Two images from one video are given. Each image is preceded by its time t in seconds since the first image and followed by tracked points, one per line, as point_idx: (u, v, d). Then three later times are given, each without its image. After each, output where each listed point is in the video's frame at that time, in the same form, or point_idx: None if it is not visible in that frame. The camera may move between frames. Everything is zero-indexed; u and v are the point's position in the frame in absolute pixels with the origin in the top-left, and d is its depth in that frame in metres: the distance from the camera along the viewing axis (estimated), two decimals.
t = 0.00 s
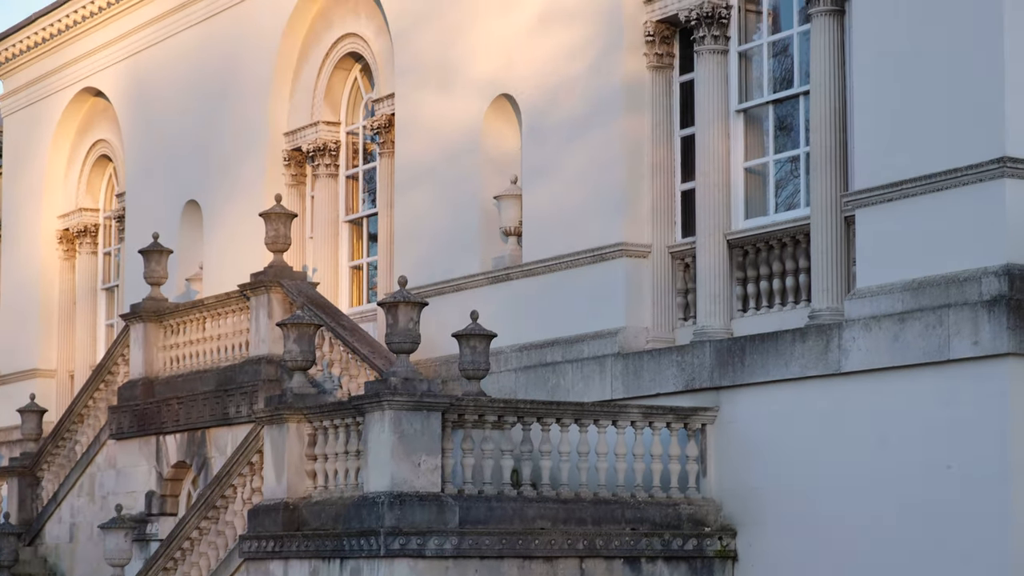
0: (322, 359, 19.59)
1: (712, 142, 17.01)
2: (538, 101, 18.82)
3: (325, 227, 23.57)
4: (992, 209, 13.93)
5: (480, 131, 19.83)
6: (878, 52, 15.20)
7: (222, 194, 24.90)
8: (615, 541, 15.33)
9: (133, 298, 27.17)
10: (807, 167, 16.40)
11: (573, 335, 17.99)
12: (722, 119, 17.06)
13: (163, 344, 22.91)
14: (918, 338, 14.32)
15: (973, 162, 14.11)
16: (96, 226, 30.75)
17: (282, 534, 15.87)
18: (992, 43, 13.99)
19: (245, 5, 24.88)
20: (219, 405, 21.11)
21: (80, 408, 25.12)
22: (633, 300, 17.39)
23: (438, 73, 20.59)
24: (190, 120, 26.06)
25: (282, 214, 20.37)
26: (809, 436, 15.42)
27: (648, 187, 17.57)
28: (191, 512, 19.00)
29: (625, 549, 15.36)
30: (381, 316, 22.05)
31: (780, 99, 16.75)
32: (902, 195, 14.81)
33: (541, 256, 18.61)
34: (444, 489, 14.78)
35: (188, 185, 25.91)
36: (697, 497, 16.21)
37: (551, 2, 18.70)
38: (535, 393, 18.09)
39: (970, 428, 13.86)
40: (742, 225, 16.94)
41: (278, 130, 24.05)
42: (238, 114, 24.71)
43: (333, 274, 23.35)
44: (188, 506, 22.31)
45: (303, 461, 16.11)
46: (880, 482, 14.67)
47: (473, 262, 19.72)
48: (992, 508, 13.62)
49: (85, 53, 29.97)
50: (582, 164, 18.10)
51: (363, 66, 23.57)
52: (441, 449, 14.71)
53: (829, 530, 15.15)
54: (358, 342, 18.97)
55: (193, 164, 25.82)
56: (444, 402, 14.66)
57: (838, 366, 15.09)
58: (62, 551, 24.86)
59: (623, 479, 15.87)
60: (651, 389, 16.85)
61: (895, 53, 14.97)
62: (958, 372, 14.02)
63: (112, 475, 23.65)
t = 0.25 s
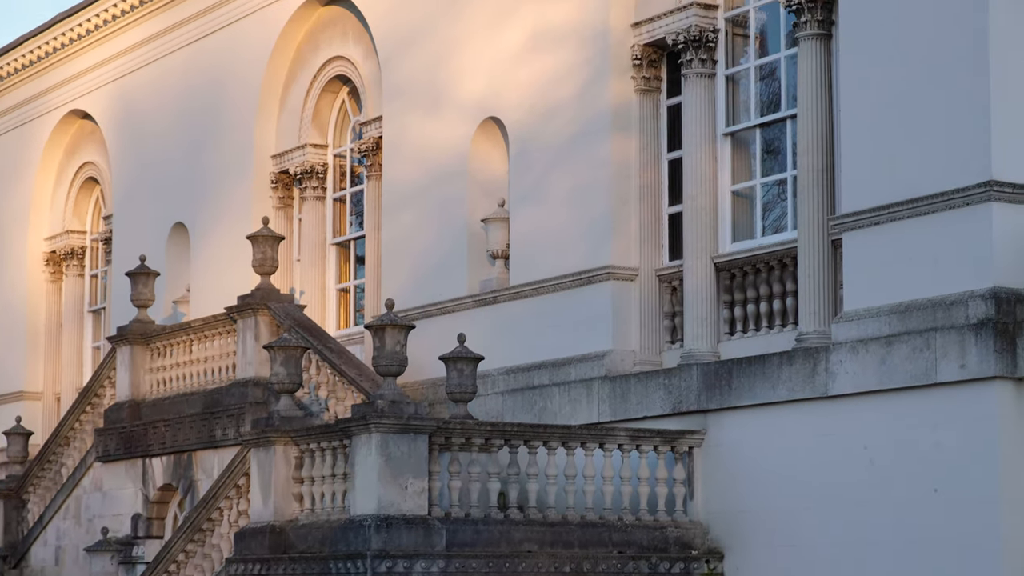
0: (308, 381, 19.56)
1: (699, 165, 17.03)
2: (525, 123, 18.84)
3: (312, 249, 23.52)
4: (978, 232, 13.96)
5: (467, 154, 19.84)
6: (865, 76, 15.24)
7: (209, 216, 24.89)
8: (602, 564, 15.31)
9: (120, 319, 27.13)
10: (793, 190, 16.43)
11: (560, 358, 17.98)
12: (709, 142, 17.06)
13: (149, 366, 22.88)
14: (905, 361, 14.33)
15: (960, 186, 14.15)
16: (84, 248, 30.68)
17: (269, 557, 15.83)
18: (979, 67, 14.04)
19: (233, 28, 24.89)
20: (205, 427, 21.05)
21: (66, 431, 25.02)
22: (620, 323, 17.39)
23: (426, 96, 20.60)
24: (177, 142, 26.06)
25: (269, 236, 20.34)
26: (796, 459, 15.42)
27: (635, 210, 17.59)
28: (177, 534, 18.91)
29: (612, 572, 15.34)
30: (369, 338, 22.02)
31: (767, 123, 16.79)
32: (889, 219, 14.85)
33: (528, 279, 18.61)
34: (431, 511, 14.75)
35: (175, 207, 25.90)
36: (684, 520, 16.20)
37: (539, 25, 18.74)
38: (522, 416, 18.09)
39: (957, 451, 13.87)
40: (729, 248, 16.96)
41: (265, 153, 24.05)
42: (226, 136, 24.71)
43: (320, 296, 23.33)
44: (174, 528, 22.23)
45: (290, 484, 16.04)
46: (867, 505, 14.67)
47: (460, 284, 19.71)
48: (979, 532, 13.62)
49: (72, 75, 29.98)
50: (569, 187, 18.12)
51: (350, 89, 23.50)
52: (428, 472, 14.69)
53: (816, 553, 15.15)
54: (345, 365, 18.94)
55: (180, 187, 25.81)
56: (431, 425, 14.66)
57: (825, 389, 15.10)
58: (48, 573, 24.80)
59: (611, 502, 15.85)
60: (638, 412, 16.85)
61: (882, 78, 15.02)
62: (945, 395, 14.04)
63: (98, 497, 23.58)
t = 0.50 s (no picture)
0: (294, 402, 19.53)
1: (686, 187, 17.05)
2: (511, 145, 18.86)
3: (298, 270, 23.48)
4: (964, 254, 13.99)
5: (453, 175, 19.85)
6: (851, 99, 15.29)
7: (195, 236, 24.86)
8: None
9: (106, 340, 27.07)
10: (780, 212, 16.44)
11: (546, 379, 17.97)
12: (695, 163, 17.09)
13: (134, 388, 22.80)
14: (891, 383, 14.35)
15: (945, 208, 14.18)
16: (69, 269, 30.63)
17: None
18: (964, 90, 14.10)
19: (219, 49, 24.90)
20: (191, 449, 21.00)
21: (51, 452, 24.93)
22: (607, 345, 17.39)
23: (412, 117, 20.61)
24: (163, 163, 26.05)
25: (255, 258, 20.31)
26: (782, 480, 15.41)
27: (621, 231, 17.59)
28: (162, 556, 18.84)
29: None
30: (355, 359, 21.98)
31: (753, 144, 16.79)
32: (875, 240, 14.87)
33: (514, 300, 18.61)
34: (417, 532, 14.72)
35: (161, 228, 25.87)
36: (670, 541, 16.20)
37: (524, 46, 18.77)
38: (508, 437, 18.16)
39: (943, 472, 13.88)
40: (716, 269, 16.99)
41: (251, 174, 24.05)
42: (212, 157, 24.70)
43: (306, 316, 23.30)
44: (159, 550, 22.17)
45: (275, 505, 16.01)
46: (854, 527, 14.67)
47: (446, 306, 19.70)
48: (965, 553, 13.63)
49: (58, 96, 29.97)
50: (555, 209, 18.14)
51: (336, 110, 23.51)
52: (414, 493, 14.66)
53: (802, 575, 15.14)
54: (331, 386, 18.91)
55: (166, 207, 25.79)
56: (417, 447, 14.65)
57: (812, 411, 15.10)
58: None
59: (597, 523, 15.83)
60: (625, 434, 16.86)
61: (868, 100, 15.06)
62: (931, 416, 14.05)
63: (83, 518, 23.51)
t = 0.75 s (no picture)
0: (282, 424, 19.50)
1: (674, 209, 17.07)
2: (499, 167, 18.89)
3: (286, 291, 23.49)
4: (951, 277, 14.02)
5: (441, 198, 19.86)
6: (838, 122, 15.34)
7: (183, 258, 24.85)
8: None
9: (93, 361, 27.03)
10: (768, 235, 16.43)
11: (534, 402, 17.97)
12: (683, 186, 17.12)
13: (122, 409, 22.73)
14: (878, 406, 14.37)
15: (932, 231, 14.23)
16: (57, 289, 30.58)
17: None
18: (951, 112, 14.15)
19: (208, 70, 24.92)
20: (178, 470, 20.96)
21: (38, 473, 24.86)
22: (595, 367, 17.39)
23: (400, 139, 20.63)
24: (150, 184, 26.04)
25: (243, 279, 20.32)
26: (769, 503, 15.41)
27: (609, 254, 17.62)
28: None
29: None
30: (343, 380, 21.95)
31: (741, 167, 16.82)
32: (862, 263, 14.91)
33: (502, 322, 18.62)
34: (404, 555, 14.69)
35: (149, 249, 25.85)
36: (658, 564, 16.17)
37: (512, 69, 18.81)
38: (495, 460, 18.09)
39: (931, 494, 13.89)
40: (703, 291, 17.00)
41: (239, 196, 24.05)
42: (199, 179, 24.71)
43: (294, 338, 23.27)
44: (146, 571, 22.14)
45: (262, 527, 16.02)
46: (841, 549, 14.66)
47: (434, 328, 19.71)
48: None
49: (47, 117, 29.98)
50: (543, 231, 18.16)
51: (325, 132, 23.55)
52: (402, 515, 14.65)
53: None
54: (319, 408, 18.89)
55: (154, 228, 25.78)
56: (405, 468, 14.60)
57: (799, 434, 15.11)
58: None
59: (585, 545, 15.82)
60: (612, 456, 16.85)
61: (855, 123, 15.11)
62: (918, 439, 14.07)
63: (70, 540, 23.46)
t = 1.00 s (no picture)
0: (272, 447, 19.47)
1: (664, 232, 17.08)
2: (489, 190, 18.90)
3: (276, 314, 23.45)
4: (940, 302, 14.04)
5: (432, 221, 19.87)
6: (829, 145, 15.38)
7: (173, 280, 24.84)
8: None
9: (83, 384, 27.00)
10: (757, 258, 16.42)
11: (524, 425, 17.96)
12: (673, 209, 17.13)
13: (112, 432, 22.69)
14: (868, 430, 14.37)
15: (922, 255, 14.26)
16: (47, 312, 30.54)
17: None
18: (941, 137, 14.19)
19: (198, 93, 24.92)
20: (167, 493, 20.92)
21: (27, 496, 24.82)
22: (585, 390, 17.39)
23: (390, 162, 20.64)
24: (140, 207, 26.04)
25: (233, 302, 20.32)
26: (759, 526, 15.41)
27: (599, 277, 17.63)
28: None
29: None
30: (332, 405, 21.81)
31: (731, 190, 16.81)
32: (851, 287, 14.94)
33: (492, 345, 18.61)
34: None
35: (139, 271, 25.83)
36: None
37: (503, 92, 18.84)
38: (486, 482, 18.12)
39: (920, 518, 13.90)
40: (694, 315, 17.01)
41: (229, 219, 24.05)
42: (189, 201, 24.71)
43: (284, 362, 23.24)
44: None
45: (251, 550, 16.28)
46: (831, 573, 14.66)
47: (424, 351, 19.70)
48: None
49: (36, 140, 29.99)
50: (533, 254, 18.17)
51: (315, 155, 23.54)
52: (391, 538, 14.63)
53: None
54: (309, 431, 18.86)
55: (144, 251, 25.76)
56: (395, 491, 14.59)
57: (789, 457, 15.12)
58: None
59: (574, 569, 15.78)
60: (602, 479, 16.85)
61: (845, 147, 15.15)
62: (908, 463, 14.08)
63: (59, 563, 23.42)
